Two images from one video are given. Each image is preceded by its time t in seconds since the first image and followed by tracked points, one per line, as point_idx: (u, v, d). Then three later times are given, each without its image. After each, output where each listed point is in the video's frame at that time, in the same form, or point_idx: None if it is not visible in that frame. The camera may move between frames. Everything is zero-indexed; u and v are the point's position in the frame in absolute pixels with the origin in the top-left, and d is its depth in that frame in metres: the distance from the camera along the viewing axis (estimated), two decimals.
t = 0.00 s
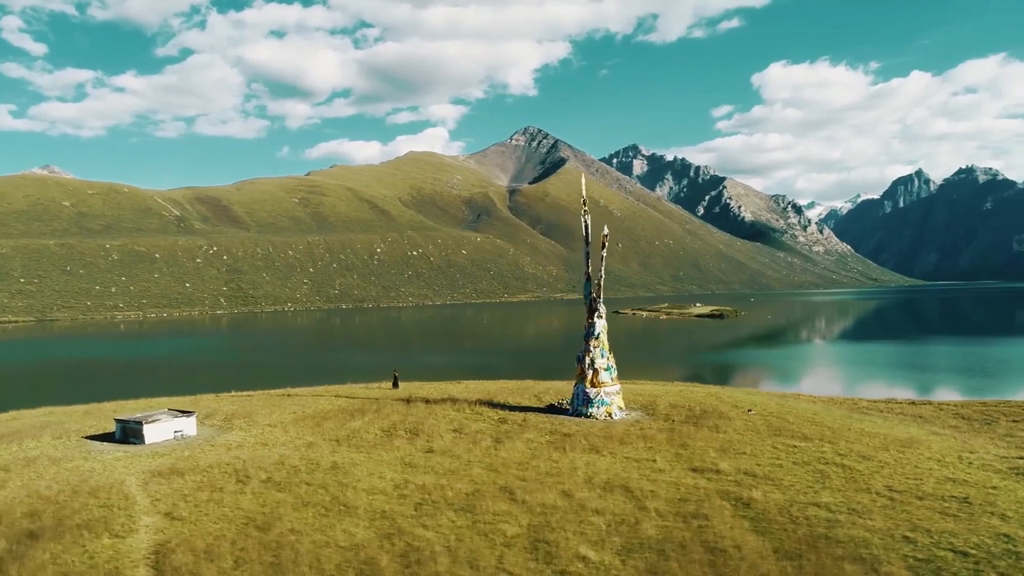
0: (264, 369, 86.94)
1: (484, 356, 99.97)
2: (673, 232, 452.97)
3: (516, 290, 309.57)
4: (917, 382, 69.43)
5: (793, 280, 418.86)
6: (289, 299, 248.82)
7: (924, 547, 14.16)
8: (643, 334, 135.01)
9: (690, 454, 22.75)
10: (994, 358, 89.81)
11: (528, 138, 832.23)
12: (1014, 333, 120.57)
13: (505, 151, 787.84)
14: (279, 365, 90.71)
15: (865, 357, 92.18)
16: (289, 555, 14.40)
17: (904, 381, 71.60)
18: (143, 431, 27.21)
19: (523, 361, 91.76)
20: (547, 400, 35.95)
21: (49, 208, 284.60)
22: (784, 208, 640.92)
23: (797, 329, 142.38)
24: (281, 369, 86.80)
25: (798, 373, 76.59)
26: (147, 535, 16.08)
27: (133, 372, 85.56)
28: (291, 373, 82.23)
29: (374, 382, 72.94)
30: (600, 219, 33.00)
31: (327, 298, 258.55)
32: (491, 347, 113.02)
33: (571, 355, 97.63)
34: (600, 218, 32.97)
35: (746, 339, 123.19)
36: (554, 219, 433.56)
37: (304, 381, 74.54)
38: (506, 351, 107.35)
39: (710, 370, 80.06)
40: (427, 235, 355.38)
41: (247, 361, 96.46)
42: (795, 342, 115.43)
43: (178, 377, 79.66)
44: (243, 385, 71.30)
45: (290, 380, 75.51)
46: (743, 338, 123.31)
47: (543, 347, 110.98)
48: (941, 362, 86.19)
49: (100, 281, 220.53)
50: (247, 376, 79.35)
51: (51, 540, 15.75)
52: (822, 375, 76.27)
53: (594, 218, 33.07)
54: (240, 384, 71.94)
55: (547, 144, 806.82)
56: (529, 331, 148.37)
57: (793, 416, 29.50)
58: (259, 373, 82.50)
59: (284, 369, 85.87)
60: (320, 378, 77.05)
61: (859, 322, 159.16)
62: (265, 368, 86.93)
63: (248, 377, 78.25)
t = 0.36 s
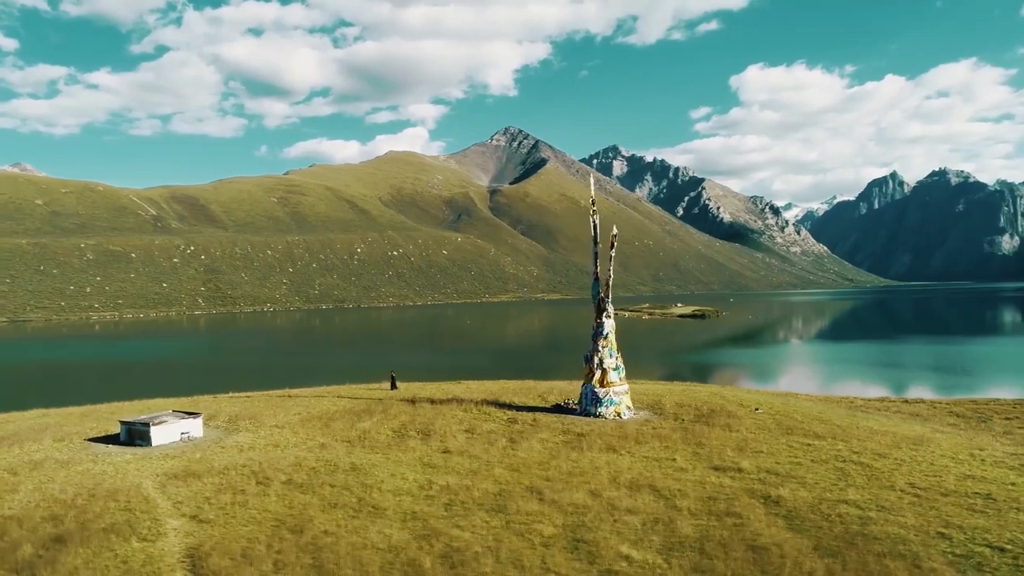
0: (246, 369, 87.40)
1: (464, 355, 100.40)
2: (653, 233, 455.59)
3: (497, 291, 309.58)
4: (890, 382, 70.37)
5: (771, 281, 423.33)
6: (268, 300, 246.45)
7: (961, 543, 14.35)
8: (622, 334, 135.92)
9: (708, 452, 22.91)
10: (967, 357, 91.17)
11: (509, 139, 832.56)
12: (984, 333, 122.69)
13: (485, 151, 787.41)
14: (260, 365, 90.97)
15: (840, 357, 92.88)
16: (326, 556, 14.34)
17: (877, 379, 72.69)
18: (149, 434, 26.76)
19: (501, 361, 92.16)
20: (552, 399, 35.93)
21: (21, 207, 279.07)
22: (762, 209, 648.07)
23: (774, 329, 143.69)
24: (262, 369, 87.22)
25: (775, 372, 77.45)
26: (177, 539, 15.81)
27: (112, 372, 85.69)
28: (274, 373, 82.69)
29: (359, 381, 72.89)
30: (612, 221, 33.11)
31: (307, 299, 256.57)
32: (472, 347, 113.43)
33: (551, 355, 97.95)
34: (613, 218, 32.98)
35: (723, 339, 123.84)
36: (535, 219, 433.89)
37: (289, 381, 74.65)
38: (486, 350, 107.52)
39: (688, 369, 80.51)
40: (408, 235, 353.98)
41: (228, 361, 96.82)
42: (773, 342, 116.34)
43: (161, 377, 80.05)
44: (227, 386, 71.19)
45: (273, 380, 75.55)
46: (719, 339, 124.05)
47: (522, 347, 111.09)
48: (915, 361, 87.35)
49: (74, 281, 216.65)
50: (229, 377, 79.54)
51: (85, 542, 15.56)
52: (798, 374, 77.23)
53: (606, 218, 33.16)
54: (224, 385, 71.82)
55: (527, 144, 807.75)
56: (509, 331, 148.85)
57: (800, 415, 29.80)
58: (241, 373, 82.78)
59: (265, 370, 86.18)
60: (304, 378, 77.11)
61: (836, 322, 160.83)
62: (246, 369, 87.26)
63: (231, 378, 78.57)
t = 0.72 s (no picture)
0: (226, 368, 87.42)
1: (444, 355, 100.87)
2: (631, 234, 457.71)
3: (477, 291, 309.33)
4: (865, 380, 71.02)
5: (748, 281, 427.71)
6: (246, 300, 243.75)
7: (997, 540, 14.55)
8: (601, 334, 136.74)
9: (724, 451, 23.06)
10: (940, 356, 92.46)
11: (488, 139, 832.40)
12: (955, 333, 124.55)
13: (464, 151, 786.35)
14: (241, 365, 91.05)
15: (816, 356, 93.62)
16: (366, 556, 14.25)
17: (850, 377, 74.05)
18: (156, 435, 26.33)
19: (480, 361, 92.59)
20: (555, 399, 35.87)
21: None
22: (739, 210, 654.38)
23: (751, 329, 145.03)
24: (242, 368, 87.37)
25: (752, 372, 77.94)
26: (209, 541, 15.59)
27: (89, 372, 85.44)
28: (255, 372, 82.76)
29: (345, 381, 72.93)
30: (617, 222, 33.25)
31: (285, 299, 254.19)
32: (452, 347, 113.83)
33: (530, 356, 98.47)
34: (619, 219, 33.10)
35: (700, 339, 124.55)
36: (515, 219, 433.97)
37: (272, 381, 74.49)
38: (465, 350, 107.84)
39: (666, 369, 81.18)
40: (387, 235, 352.17)
41: (208, 361, 96.78)
42: (750, 342, 117.09)
43: (141, 377, 79.98)
44: (210, 386, 70.88)
45: (256, 380, 75.38)
46: (697, 338, 124.79)
47: (502, 348, 111.54)
48: (889, 360, 88.53)
49: (46, 281, 212.45)
50: (209, 377, 79.33)
51: (117, 546, 15.27)
52: (772, 372, 78.44)
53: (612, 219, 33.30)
54: (207, 386, 71.43)
55: (506, 145, 807.82)
56: (490, 331, 149.16)
57: (807, 413, 30.10)
58: (222, 373, 82.78)
59: (245, 369, 86.18)
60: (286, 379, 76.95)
61: (811, 322, 162.69)
62: (226, 368, 87.27)
63: (212, 377, 78.45)
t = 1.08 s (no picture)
0: (205, 368, 87.57)
1: (423, 355, 101.36)
2: (610, 234, 459.82)
3: (457, 292, 308.78)
4: (840, 379, 71.84)
5: (725, 282, 431.75)
6: (223, 300, 240.98)
7: None
8: (580, 334, 137.99)
9: (741, 449, 23.21)
10: (913, 355, 93.66)
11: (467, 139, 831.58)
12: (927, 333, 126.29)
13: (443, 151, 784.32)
14: (220, 365, 91.20)
15: (793, 356, 95.00)
16: (406, 558, 14.15)
17: (826, 376, 74.71)
18: (164, 437, 25.92)
19: (459, 361, 93.04)
20: (560, 399, 35.87)
21: None
22: (716, 211, 660.98)
23: (729, 329, 146.77)
24: (222, 368, 87.61)
25: (729, 371, 78.53)
26: (242, 544, 15.35)
27: (68, 372, 85.45)
28: (235, 372, 82.96)
29: (328, 381, 73.12)
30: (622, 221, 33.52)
31: (263, 300, 251.66)
32: (431, 347, 114.38)
33: (510, 355, 98.97)
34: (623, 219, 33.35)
35: (676, 340, 125.46)
36: (494, 220, 433.81)
37: (254, 382, 74.52)
38: (444, 351, 108.23)
39: (644, 368, 82.01)
40: (366, 235, 350.16)
41: (188, 360, 96.93)
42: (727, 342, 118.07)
43: (120, 377, 80.02)
44: (191, 386, 70.67)
45: (237, 380, 75.33)
46: (674, 338, 125.81)
47: (482, 347, 112.21)
48: (864, 358, 90.17)
49: (17, 281, 208.23)
50: (188, 376, 79.42)
51: (148, 553, 14.94)
52: (749, 371, 79.42)
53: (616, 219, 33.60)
54: (188, 386, 71.21)
55: (485, 146, 807.50)
56: (471, 330, 149.63)
57: (813, 412, 30.41)
58: (202, 372, 82.90)
59: (223, 369, 86.40)
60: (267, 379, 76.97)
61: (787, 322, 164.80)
62: (206, 368, 87.55)
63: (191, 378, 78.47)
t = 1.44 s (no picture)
0: (183, 368, 88.47)
1: (401, 355, 102.43)
2: (589, 235, 461.86)
3: (436, 292, 307.95)
4: (813, 379, 72.34)
5: (702, 282, 435.49)
6: (198, 301, 237.82)
7: None
8: (560, 334, 139.57)
9: (757, 447, 23.42)
10: (885, 355, 94.42)
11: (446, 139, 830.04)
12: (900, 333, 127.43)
13: (421, 151, 781.74)
14: (198, 365, 92.12)
15: (768, 355, 96.25)
16: (446, 558, 14.11)
17: (798, 375, 75.61)
18: (173, 439, 25.49)
19: (437, 361, 93.97)
20: (564, 399, 35.92)
21: None
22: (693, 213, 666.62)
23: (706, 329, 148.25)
24: (201, 369, 88.60)
25: (704, 370, 79.13)
26: (278, 546, 15.20)
27: (45, 372, 85.65)
28: (215, 373, 83.88)
29: (313, 382, 73.78)
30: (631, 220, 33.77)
31: (239, 300, 248.78)
32: (409, 347, 115.49)
33: (488, 356, 99.75)
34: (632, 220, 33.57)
35: (653, 339, 126.14)
36: (472, 220, 433.16)
37: (237, 382, 75.33)
38: (422, 351, 109.17)
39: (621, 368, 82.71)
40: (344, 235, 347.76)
41: (165, 360, 97.71)
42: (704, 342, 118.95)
43: (99, 378, 80.74)
44: (174, 387, 71.05)
45: (220, 381, 76.05)
46: (651, 339, 126.91)
47: (461, 348, 113.26)
48: (837, 357, 91.61)
49: None
50: (170, 377, 80.45)
51: (185, 555, 14.77)
52: (724, 370, 80.40)
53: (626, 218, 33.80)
54: (171, 386, 71.62)
55: (464, 146, 806.19)
56: (451, 330, 150.82)
57: (817, 411, 30.74)
58: (182, 373, 83.91)
59: (201, 370, 87.11)
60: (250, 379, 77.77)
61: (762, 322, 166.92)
62: (185, 369, 88.50)
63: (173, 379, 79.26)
